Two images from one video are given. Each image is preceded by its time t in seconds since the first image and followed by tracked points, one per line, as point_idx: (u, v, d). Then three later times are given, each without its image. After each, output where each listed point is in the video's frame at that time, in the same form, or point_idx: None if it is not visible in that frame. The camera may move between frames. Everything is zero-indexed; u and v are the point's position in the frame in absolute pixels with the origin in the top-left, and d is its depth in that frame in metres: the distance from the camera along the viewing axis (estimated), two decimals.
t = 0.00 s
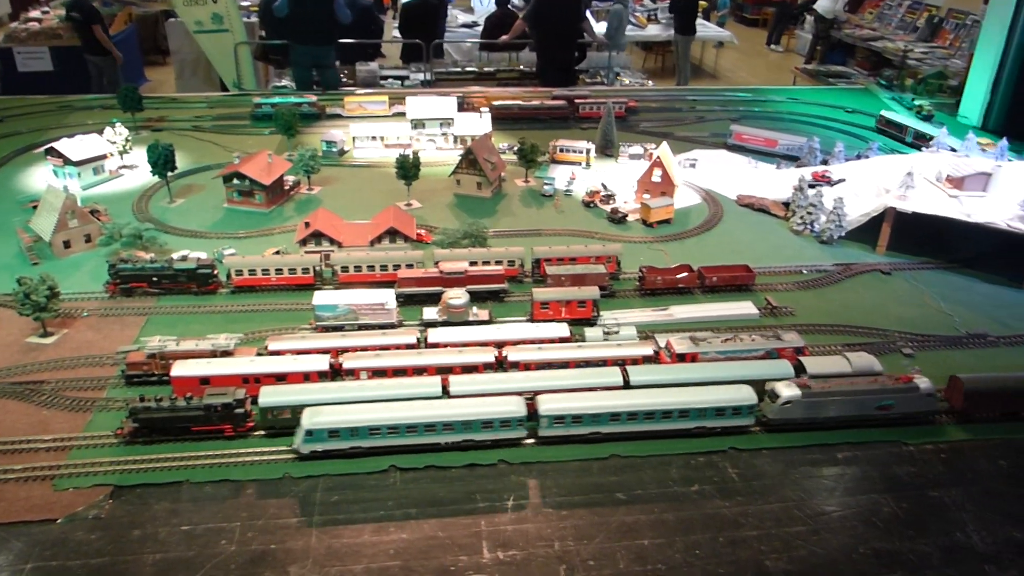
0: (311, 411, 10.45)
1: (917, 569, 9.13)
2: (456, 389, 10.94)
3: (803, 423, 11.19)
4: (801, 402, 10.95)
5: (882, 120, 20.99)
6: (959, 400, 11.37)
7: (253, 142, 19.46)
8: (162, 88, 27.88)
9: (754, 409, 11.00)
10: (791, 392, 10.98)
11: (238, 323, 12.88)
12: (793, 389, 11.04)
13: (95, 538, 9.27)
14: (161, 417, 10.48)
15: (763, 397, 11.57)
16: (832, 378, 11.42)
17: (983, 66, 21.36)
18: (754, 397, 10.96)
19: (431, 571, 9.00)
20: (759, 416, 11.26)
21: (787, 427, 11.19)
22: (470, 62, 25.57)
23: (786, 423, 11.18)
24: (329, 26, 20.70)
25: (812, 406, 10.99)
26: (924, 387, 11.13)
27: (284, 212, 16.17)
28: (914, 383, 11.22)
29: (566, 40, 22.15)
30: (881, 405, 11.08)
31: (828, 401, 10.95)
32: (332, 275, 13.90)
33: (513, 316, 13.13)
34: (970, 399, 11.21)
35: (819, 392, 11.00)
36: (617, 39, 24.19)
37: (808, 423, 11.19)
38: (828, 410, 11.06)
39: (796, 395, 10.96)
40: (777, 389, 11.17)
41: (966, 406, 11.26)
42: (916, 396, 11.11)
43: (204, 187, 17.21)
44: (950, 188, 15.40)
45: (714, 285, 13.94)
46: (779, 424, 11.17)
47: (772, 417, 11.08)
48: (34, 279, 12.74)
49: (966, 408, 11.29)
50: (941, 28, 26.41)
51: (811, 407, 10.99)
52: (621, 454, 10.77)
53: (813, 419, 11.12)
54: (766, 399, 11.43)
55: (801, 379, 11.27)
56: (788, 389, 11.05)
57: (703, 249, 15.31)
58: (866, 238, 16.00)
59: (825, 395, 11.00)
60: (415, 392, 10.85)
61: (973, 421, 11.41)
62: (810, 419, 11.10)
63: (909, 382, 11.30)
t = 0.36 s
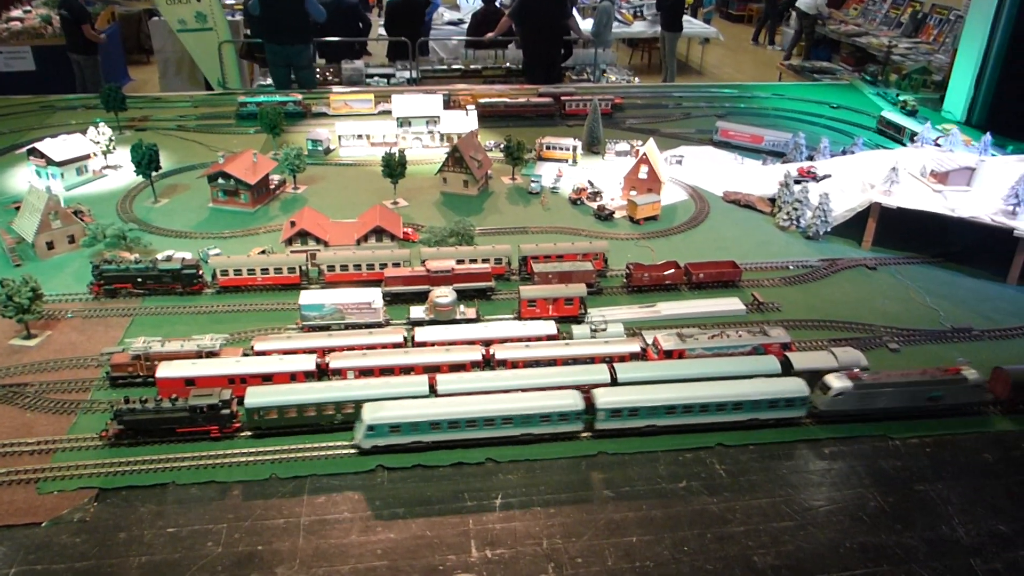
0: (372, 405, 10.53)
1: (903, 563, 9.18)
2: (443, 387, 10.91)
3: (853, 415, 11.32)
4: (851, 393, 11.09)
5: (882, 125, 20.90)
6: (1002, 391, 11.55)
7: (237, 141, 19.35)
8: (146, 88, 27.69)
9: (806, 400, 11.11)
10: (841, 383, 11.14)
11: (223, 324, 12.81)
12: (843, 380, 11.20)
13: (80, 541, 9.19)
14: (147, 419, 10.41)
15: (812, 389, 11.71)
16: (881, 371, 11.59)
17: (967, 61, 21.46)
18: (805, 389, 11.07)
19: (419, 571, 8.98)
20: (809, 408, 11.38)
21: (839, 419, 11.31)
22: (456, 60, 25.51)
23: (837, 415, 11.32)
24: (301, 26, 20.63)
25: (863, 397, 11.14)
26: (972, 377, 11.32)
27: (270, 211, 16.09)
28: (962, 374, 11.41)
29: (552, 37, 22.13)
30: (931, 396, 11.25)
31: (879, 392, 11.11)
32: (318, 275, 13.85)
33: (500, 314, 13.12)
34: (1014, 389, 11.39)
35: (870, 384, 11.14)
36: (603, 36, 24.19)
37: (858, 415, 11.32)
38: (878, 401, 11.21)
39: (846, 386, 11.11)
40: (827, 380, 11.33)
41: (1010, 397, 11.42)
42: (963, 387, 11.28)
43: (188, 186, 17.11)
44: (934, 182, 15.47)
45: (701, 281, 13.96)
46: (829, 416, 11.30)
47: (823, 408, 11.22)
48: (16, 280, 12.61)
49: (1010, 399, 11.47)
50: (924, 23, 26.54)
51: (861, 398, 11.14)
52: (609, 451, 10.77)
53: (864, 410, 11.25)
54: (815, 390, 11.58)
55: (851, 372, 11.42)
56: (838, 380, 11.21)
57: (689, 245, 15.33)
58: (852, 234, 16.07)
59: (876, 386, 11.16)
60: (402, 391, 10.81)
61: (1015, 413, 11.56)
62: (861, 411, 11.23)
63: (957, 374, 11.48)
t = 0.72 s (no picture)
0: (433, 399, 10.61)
1: (895, 557, 9.20)
2: (436, 386, 10.87)
3: (906, 406, 11.43)
4: (905, 383, 11.18)
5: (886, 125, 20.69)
6: None
7: (227, 141, 19.26)
8: (135, 88, 27.54)
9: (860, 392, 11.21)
10: (895, 374, 11.23)
11: (213, 324, 12.75)
12: (897, 371, 11.28)
13: (70, 545, 9.14)
14: (137, 421, 10.34)
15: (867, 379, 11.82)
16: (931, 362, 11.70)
17: (957, 56, 21.47)
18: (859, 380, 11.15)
19: (412, 570, 8.95)
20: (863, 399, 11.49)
21: (890, 410, 11.42)
22: (447, 58, 25.45)
23: (891, 406, 11.42)
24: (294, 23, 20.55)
25: (915, 388, 11.25)
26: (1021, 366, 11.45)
27: (261, 211, 16.03)
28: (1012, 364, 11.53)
29: (543, 34, 22.08)
30: (982, 386, 11.37)
31: (932, 383, 11.21)
32: (310, 274, 13.81)
33: (492, 312, 13.10)
34: None
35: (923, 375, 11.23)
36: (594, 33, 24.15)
37: (911, 405, 11.42)
38: (929, 392, 11.33)
39: (900, 377, 11.20)
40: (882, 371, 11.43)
41: None
42: (1012, 376, 11.40)
43: (178, 186, 17.03)
44: (924, 177, 15.48)
45: (693, 277, 13.96)
46: (882, 407, 11.42)
47: (877, 399, 11.34)
48: (4, 283, 12.52)
49: None
50: (915, 19, 26.57)
51: (914, 389, 11.24)
52: (602, 448, 10.76)
53: (915, 400, 11.37)
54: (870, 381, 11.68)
55: (901, 364, 11.49)
56: (892, 371, 11.30)
57: (681, 242, 15.33)
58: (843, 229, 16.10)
59: (928, 376, 11.28)
60: (394, 391, 10.77)
61: None
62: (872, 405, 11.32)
63: (1007, 363, 11.59)
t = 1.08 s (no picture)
0: (483, 392, 10.69)
1: (883, 549, 9.24)
2: (425, 383, 10.82)
3: (946, 395, 11.56)
4: (944, 373, 11.33)
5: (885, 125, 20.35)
6: None
7: (214, 139, 19.17)
8: (122, 87, 27.36)
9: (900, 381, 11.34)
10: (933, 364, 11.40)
11: (201, 323, 12.68)
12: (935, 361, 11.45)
13: (57, 547, 9.07)
14: (125, 421, 10.27)
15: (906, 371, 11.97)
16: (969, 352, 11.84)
17: (943, 51, 21.59)
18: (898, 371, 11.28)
19: (402, 568, 8.93)
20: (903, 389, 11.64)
21: (933, 400, 11.57)
22: (436, 55, 25.38)
23: (932, 396, 11.56)
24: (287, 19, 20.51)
25: (955, 376, 11.40)
26: None
27: (249, 209, 15.97)
28: None
29: (533, 29, 22.08)
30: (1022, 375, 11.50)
31: (971, 372, 11.36)
32: (298, 272, 13.75)
33: (481, 309, 13.09)
34: None
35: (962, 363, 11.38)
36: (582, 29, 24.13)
37: (953, 394, 11.55)
38: (970, 380, 11.48)
39: (938, 366, 11.36)
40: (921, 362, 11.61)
41: None
42: None
43: (166, 185, 16.93)
44: (911, 172, 15.54)
45: (682, 273, 13.98)
46: (923, 396, 11.55)
47: (916, 389, 11.49)
48: None
49: None
50: (902, 16, 26.67)
51: (954, 377, 11.39)
52: (591, 445, 10.77)
53: (956, 389, 11.50)
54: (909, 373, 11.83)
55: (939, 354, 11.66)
56: (929, 362, 11.47)
57: (670, 238, 15.35)
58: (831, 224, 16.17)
59: (967, 366, 11.41)
60: (382, 389, 10.73)
61: None
62: (860, 399, 11.35)
63: None
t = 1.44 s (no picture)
0: (525, 383, 10.80)
1: (862, 540, 9.33)
2: (407, 382, 10.80)
3: (974, 383, 11.78)
4: (971, 361, 11.56)
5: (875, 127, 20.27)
6: None
7: (192, 138, 19.01)
8: (97, 86, 27.06)
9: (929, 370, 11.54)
10: (961, 353, 11.61)
11: (180, 324, 12.58)
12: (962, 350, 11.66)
13: (34, 551, 8.97)
14: (103, 423, 10.17)
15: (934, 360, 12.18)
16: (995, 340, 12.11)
17: (920, 46, 21.85)
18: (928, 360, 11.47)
19: (384, 567, 8.91)
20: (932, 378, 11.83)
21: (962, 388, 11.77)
22: (416, 52, 25.32)
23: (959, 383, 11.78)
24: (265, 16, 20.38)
25: (981, 365, 11.63)
26: None
27: (228, 208, 15.86)
28: None
29: (513, 27, 22.09)
30: None
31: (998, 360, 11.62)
32: (278, 271, 13.67)
33: (463, 307, 13.09)
34: None
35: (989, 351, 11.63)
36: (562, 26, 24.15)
37: (979, 382, 11.77)
38: (997, 368, 11.73)
39: (966, 355, 11.58)
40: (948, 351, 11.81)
41: None
42: None
43: (143, 185, 16.78)
44: (889, 167, 15.70)
45: (663, 269, 14.04)
46: (951, 384, 11.75)
47: (944, 377, 11.71)
48: None
49: None
50: (879, 12, 26.91)
51: (981, 365, 11.62)
52: (574, 441, 10.79)
53: (983, 377, 11.74)
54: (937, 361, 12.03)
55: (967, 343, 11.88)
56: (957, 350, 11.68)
57: (652, 234, 15.41)
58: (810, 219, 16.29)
59: (995, 354, 11.67)
60: (363, 387, 10.70)
61: None
62: (840, 393, 11.46)
63: None
